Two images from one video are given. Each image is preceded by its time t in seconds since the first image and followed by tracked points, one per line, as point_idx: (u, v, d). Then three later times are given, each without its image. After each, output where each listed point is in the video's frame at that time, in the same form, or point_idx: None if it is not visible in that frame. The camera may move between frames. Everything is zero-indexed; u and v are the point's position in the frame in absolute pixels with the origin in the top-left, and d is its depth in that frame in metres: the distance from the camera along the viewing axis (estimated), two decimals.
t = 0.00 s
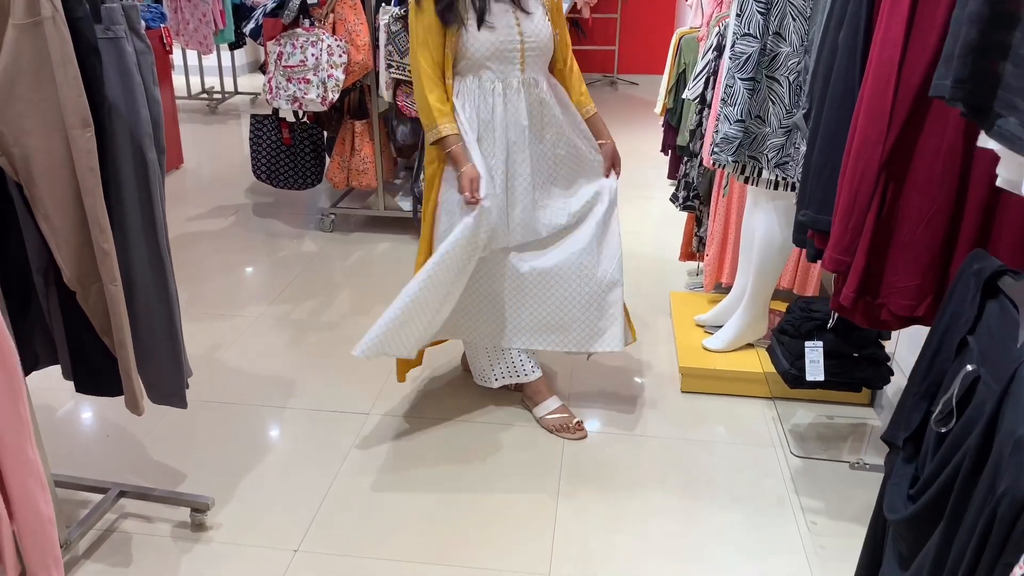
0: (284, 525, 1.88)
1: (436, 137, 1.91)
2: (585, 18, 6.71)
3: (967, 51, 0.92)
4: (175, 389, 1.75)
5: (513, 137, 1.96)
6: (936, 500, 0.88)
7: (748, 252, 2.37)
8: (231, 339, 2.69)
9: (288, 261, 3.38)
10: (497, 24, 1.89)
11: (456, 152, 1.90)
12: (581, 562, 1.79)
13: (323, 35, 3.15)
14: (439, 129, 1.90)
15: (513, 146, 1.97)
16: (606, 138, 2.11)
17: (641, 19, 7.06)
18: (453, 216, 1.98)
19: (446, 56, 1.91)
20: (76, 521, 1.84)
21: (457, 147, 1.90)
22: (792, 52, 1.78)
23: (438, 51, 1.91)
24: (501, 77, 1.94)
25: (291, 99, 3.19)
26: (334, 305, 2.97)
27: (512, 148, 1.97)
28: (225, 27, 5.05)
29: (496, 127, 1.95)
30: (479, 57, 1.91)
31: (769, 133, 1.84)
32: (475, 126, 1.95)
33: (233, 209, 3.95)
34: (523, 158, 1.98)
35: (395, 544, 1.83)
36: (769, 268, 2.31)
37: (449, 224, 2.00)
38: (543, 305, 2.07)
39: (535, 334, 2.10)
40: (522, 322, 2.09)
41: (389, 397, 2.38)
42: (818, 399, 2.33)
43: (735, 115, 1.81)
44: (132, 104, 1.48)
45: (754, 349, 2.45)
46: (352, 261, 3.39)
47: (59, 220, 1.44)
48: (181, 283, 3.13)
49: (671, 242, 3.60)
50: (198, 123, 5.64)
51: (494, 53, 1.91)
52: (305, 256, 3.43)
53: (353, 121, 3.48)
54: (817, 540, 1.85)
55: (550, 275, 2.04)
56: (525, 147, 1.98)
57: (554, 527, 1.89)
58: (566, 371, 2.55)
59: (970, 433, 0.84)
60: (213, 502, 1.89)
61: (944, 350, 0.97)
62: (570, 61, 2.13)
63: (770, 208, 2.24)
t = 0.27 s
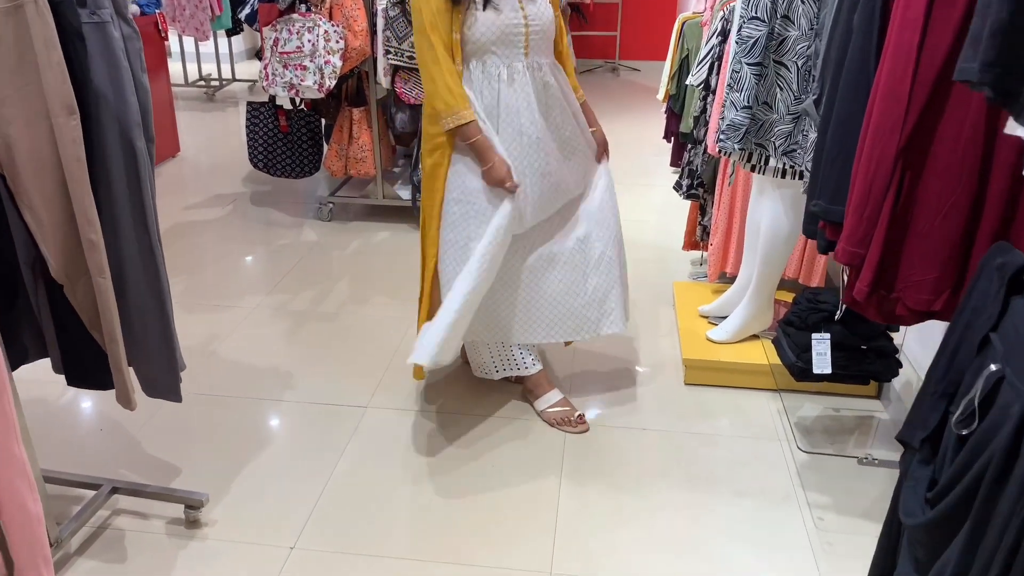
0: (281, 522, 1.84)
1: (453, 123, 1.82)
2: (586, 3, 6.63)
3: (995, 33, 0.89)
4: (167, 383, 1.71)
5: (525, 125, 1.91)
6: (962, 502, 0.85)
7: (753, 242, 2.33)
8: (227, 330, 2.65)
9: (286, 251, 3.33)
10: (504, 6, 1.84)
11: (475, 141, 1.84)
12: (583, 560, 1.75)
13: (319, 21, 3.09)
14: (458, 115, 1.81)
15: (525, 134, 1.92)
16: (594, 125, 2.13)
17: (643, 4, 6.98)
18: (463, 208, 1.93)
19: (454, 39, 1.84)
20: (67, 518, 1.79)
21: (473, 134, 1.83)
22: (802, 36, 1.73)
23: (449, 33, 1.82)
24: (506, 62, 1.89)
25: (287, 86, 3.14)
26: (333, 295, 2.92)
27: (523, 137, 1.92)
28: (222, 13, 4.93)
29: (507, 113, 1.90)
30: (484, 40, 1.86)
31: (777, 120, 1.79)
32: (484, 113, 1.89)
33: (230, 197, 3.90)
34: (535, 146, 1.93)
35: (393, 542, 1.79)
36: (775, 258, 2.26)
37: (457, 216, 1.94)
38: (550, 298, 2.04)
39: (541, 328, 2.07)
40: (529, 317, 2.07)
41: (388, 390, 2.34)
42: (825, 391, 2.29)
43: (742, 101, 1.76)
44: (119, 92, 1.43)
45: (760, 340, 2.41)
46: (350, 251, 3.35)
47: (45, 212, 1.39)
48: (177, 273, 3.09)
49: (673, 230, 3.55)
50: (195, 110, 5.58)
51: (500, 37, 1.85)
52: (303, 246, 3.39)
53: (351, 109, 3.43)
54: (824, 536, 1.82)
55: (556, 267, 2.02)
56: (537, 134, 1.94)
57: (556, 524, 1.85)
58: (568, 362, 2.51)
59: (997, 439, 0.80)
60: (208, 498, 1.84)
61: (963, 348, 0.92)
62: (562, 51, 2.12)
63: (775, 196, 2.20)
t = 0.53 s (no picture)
0: (274, 519, 1.80)
1: (462, 106, 1.76)
2: None
3: None
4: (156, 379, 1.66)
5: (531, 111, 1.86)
6: (982, 516, 0.80)
7: (759, 231, 2.28)
8: (222, 321, 2.60)
9: (283, 239, 3.28)
10: None
11: (483, 127, 1.79)
12: (584, 559, 1.71)
13: (315, 5, 3.01)
14: (468, 99, 1.75)
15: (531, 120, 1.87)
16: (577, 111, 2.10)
17: None
18: (469, 196, 1.88)
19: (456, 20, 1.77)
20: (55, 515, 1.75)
21: (482, 119, 1.78)
22: (811, 19, 1.66)
23: (451, 14, 1.76)
24: (507, 45, 1.83)
25: (283, 71, 3.08)
26: (330, 285, 2.87)
27: (529, 123, 1.87)
28: None
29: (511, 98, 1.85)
30: (486, 23, 1.79)
31: (784, 106, 1.73)
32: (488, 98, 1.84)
33: (226, 185, 3.85)
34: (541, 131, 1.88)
35: (390, 539, 1.75)
36: (781, 248, 2.21)
37: (463, 205, 1.89)
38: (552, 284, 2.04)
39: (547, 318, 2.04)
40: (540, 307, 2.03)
41: (385, 382, 2.30)
42: (831, 384, 2.24)
43: (749, 87, 1.70)
44: (102, 80, 1.38)
45: (765, 331, 2.36)
46: (348, 239, 3.30)
47: (25, 202, 1.33)
48: (172, 263, 3.04)
49: (677, 218, 3.49)
50: (192, 96, 5.51)
51: (501, 19, 1.79)
52: (300, 234, 3.33)
53: (348, 94, 3.36)
54: (831, 534, 1.77)
55: (558, 253, 2.03)
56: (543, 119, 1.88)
57: (556, 521, 1.81)
58: (569, 354, 2.46)
59: None
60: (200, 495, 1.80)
61: (984, 348, 0.88)
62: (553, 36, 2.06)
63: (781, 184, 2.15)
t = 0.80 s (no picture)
0: (266, 518, 1.75)
1: (459, 92, 1.70)
2: None
3: None
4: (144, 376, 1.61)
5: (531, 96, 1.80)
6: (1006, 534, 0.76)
7: (764, 220, 2.22)
8: (217, 312, 2.55)
9: (279, 227, 3.23)
10: None
11: (481, 114, 1.73)
12: (583, 559, 1.66)
13: None
14: (465, 84, 1.70)
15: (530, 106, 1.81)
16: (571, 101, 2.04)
17: None
18: (470, 184, 1.82)
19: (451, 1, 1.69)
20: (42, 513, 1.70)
21: (480, 105, 1.72)
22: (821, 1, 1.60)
23: None
24: (505, 28, 1.75)
25: (279, 56, 3.02)
26: (327, 274, 2.82)
27: (528, 108, 1.82)
28: None
29: (510, 83, 1.79)
30: (484, 5, 1.72)
31: (792, 93, 1.67)
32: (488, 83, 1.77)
33: (223, 172, 3.79)
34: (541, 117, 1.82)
35: (385, 538, 1.71)
36: (787, 238, 2.16)
37: (463, 194, 1.83)
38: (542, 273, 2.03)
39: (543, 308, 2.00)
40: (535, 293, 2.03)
41: (381, 375, 2.25)
42: (837, 377, 2.19)
43: (755, 73, 1.64)
44: (82, 66, 1.31)
45: (771, 323, 2.30)
46: (346, 228, 3.24)
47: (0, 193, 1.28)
48: (166, 251, 2.99)
49: (680, 206, 3.43)
50: (191, 81, 5.44)
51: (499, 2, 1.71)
52: (297, 222, 3.28)
53: (345, 79, 3.30)
54: (836, 534, 1.72)
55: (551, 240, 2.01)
56: (543, 105, 1.83)
57: (555, 520, 1.76)
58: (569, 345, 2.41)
59: None
60: (189, 493, 1.76)
61: (1009, 356, 0.82)
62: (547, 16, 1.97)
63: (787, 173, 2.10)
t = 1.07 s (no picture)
0: (258, 516, 1.71)
1: (453, 77, 1.64)
2: None
3: None
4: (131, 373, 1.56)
5: (529, 83, 1.73)
6: None
7: (770, 210, 2.16)
8: (211, 303, 2.51)
9: (276, 215, 3.18)
10: None
11: (475, 100, 1.67)
12: (583, 560, 1.62)
13: None
14: (459, 69, 1.63)
15: (529, 94, 1.74)
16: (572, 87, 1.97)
17: None
18: (466, 175, 1.77)
19: None
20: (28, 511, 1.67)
21: (475, 92, 1.66)
22: None
23: None
24: (501, 11, 1.68)
25: (275, 40, 2.96)
26: (324, 263, 2.77)
27: (526, 96, 1.75)
28: None
29: (508, 69, 1.72)
30: None
31: (801, 79, 1.61)
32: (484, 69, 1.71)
33: (220, 158, 3.74)
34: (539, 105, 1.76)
35: (379, 537, 1.66)
36: (794, 227, 2.10)
37: (459, 185, 1.78)
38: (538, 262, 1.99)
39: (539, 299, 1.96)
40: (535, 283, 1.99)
41: (378, 368, 2.20)
42: (844, 371, 2.14)
43: (763, 58, 1.57)
44: (60, 50, 1.24)
45: (776, 315, 2.25)
46: (344, 215, 3.19)
47: None
48: (162, 240, 2.94)
49: (684, 193, 3.37)
50: (188, 65, 5.37)
51: None
52: (295, 209, 3.23)
53: (343, 63, 3.24)
54: (844, 534, 1.67)
55: (548, 230, 1.96)
56: (541, 92, 1.76)
57: (554, 519, 1.72)
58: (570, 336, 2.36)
59: None
60: (179, 490, 1.72)
61: None
62: None
63: (794, 161, 2.04)
